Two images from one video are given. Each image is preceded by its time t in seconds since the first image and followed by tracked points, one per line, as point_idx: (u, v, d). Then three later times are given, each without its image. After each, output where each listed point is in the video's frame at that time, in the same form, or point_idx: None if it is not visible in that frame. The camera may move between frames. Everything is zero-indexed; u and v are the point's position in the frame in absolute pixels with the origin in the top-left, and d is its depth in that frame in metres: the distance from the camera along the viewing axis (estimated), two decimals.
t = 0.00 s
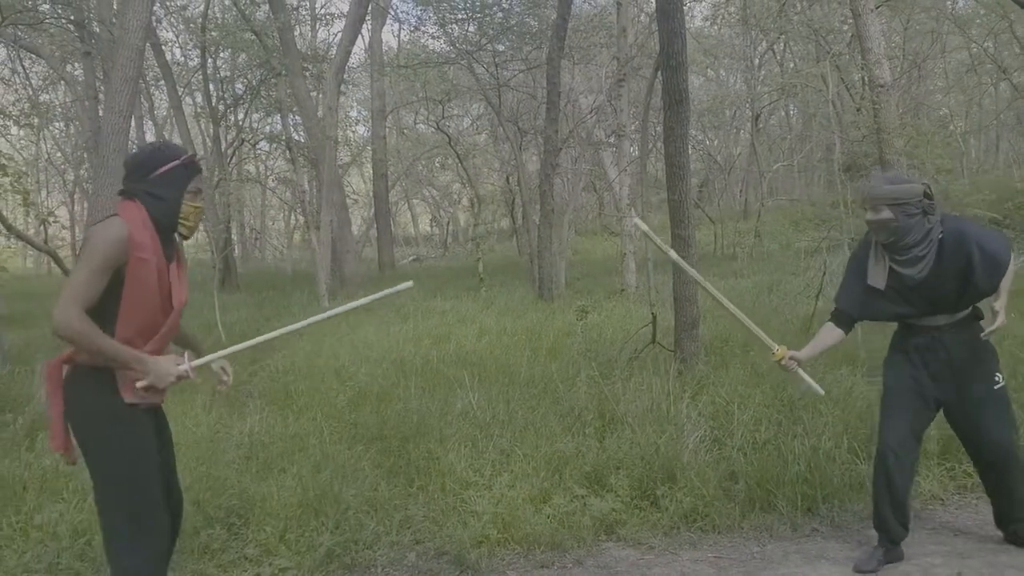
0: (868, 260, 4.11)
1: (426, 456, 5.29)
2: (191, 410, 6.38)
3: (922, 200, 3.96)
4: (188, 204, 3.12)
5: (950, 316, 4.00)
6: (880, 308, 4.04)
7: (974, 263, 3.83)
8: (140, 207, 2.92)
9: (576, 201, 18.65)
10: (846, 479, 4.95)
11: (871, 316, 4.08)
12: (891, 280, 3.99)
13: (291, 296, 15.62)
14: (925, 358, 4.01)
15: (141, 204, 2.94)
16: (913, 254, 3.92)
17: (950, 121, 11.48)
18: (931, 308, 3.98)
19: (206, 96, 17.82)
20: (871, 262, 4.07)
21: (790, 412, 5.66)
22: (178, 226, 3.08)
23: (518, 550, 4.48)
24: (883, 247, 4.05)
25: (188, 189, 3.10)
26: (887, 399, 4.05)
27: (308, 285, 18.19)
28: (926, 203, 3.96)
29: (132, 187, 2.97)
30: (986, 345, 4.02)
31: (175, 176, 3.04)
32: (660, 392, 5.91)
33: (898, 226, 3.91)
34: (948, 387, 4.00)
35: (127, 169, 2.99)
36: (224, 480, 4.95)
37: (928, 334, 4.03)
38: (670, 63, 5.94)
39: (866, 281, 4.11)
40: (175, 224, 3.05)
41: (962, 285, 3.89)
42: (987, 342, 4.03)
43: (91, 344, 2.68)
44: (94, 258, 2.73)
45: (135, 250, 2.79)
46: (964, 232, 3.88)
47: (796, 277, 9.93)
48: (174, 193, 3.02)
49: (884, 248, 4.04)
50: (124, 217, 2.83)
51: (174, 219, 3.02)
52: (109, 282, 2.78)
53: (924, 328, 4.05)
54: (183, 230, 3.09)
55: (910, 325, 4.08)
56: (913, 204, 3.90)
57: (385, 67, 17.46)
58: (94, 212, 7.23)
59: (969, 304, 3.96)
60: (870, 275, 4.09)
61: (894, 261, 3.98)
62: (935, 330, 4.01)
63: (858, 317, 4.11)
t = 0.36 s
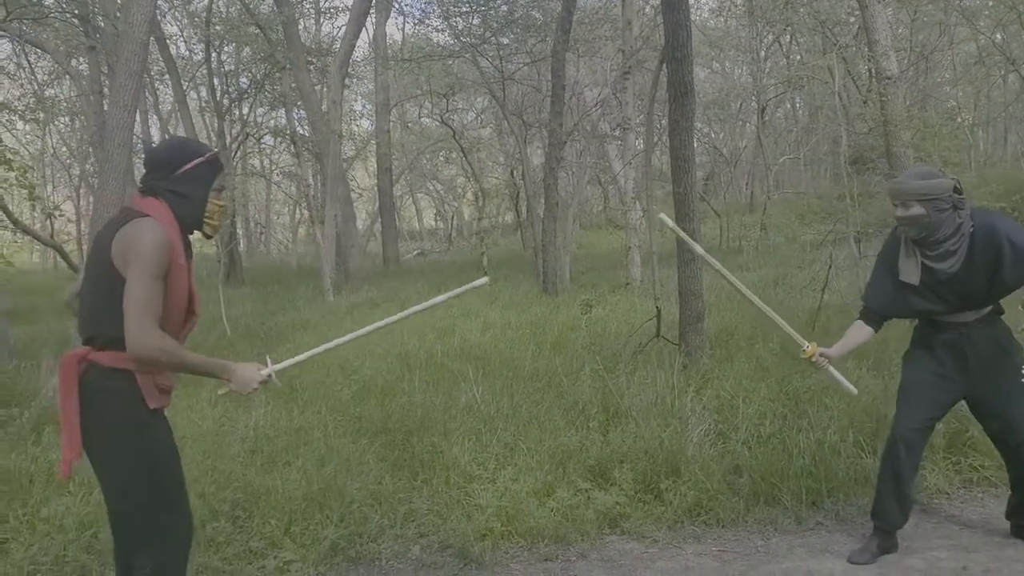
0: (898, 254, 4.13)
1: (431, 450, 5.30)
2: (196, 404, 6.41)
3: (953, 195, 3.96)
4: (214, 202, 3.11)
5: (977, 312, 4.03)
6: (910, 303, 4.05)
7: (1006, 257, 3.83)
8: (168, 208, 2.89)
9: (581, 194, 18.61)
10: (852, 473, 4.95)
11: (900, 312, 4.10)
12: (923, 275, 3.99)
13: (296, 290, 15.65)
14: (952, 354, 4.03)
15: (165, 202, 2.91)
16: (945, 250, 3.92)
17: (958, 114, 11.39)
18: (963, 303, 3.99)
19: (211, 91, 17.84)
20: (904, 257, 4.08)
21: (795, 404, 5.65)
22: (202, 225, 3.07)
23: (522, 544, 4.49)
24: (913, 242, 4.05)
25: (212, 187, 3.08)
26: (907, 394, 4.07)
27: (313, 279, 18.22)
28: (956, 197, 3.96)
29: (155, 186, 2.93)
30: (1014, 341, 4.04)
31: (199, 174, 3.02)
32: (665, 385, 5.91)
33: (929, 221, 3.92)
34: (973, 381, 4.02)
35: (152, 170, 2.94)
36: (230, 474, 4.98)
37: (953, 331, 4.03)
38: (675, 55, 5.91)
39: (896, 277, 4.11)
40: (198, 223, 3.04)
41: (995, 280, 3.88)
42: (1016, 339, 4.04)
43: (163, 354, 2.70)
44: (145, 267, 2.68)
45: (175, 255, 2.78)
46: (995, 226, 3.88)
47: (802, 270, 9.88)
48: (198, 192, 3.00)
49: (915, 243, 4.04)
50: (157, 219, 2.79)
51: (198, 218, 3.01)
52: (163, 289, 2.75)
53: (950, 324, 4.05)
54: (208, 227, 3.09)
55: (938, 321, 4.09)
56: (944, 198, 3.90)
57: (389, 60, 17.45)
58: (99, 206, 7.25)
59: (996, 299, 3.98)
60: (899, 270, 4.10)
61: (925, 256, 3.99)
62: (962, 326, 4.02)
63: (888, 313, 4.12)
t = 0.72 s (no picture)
0: (883, 247, 4.11)
1: (429, 441, 5.30)
2: (193, 396, 6.39)
3: (939, 188, 3.95)
4: (206, 188, 3.05)
5: (963, 305, 4.03)
6: (897, 297, 4.03)
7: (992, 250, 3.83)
8: (161, 196, 2.87)
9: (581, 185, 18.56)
10: (851, 463, 4.96)
11: (888, 306, 4.07)
12: (909, 268, 3.98)
13: (296, 281, 15.61)
14: (940, 346, 4.02)
15: (158, 192, 2.89)
16: (930, 244, 3.92)
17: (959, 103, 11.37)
18: (948, 297, 3.99)
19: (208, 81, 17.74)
20: (890, 250, 4.07)
21: (793, 394, 5.67)
22: (193, 213, 3.03)
23: (520, 535, 4.49)
24: (899, 236, 4.04)
25: (204, 176, 3.04)
26: (896, 386, 4.06)
27: (312, 270, 18.17)
28: (943, 190, 3.95)
29: (147, 175, 2.91)
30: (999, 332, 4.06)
31: (191, 162, 2.99)
32: (664, 376, 5.91)
33: (915, 215, 3.91)
34: (960, 370, 4.02)
35: (145, 160, 2.92)
36: (226, 466, 4.96)
37: (940, 324, 4.03)
38: (676, 43, 5.89)
39: (882, 270, 4.09)
40: (191, 212, 3.01)
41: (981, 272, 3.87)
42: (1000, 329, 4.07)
43: (168, 347, 2.69)
44: (144, 259, 2.66)
45: (172, 245, 2.76)
46: (981, 218, 3.88)
47: (802, 261, 9.87)
48: (190, 180, 2.97)
49: (902, 237, 4.02)
50: (151, 209, 2.76)
51: (189, 207, 2.98)
52: (161, 281, 2.73)
53: (937, 318, 4.05)
54: (201, 215, 3.06)
55: (925, 315, 4.08)
56: (930, 192, 3.89)
57: (391, 50, 17.38)
58: (94, 197, 7.20)
59: (981, 292, 4.00)
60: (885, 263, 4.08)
61: (911, 250, 3.98)
62: (949, 319, 4.02)
63: (874, 307, 4.09)
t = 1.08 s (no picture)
0: (862, 248, 4.11)
1: (429, 439, 5.32)
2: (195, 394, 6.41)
3: (919, 188, 3.91)
4: (198, 194, 3.08)
5: (943, 306, 4.03)
6: (877, 298, 4.04)
7: (971, 249, 3.82)
8: (153, 201, 2.90)
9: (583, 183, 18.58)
10: (852, 460, 4.96)
11: (868, 308, 4.08)
12: (888, 270, 3.99)
13: (299, 279, 15.67)
14: (923, 346, 4.03)
15: (151, 195, 2.92)
16: (910, 244, 3.90)
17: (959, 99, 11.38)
18: (927, 298, 3.99)
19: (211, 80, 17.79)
20: (870, 251, 4.06)
21: (792, 392, 5.67)
22: (185, 217, 3.05)
23: (521, 532, 4.51)
24: (879, 237, 4.02)
25: (196, 180, 3.06)
26: (881, 386, 4.06)
27: (315, 268, 18.23)
28: (923, 191, 3.92)
29: (141, 179, 2.93)
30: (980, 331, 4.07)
31: (184, 167, 3.01)
32: (664, 373, 5.91)
33: (894, 215, 3.89)
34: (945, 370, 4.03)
35: (139, 164, 2.95)
36: (227, 463, 4.97)
37: (919, 327, 4.04)
38: (675, 40, 5.90)
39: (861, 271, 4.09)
40: (182, 217, 3.04)
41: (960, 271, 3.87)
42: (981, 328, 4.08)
43: (140, 347, 2.70)
44: (127, 262, 2.68)
45: (159, 247, 2.78)
46: (961, 218, 3.86)
47: (802, 257, 9.86)
48: (182, 185, 2.99)
49: (882, 238, 4.01)
50: (143, 212, 2.79)
51: (182, 211, 3.01)
52: (143, 282, 2.75)
53: (920, 319, 4.06)
54: (193, 220, 3.08)
55: (905, 314, 4.09)
56: (909, 193, 3.86)
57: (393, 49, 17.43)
58: (96, 196, 7.23)
59: (962, 292, 3.99)
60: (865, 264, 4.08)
61: (890, 251, 3.97)
62: (929, 320, 4.03)
63: (853, 308, 4.10)
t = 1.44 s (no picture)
0: (862, 247, 4.12)
1: (426, 438, 5.31)
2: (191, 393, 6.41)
3: (918, 187, 3.92)
4: (213, 194, 3.07)
5: (946, 305, 4.04)
6: (878, 298, 4.06)
7: (971, 247, 3.84)
8: (169, 201, 2.89)
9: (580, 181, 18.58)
10: (848, 458, 4.99)
11: (870, 307, 4.09)
12: (888, 270, 4.00)
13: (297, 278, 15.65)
14: (923, 346, 4.05)
15: (167, 195, 2.92)
16: (910, 243, 3.91)
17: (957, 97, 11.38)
18: (928, 297, 4.00)
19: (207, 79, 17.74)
20: (870, 251, 4.07)
21: (789, 389, 5.69)
22: (200, 217, 3.04)
23: (517, 532, 4.52)
24: (879, 236, 4.04)
25: (211, 180, 3.06)
26: (881, 383, 4.07)
27: (311, 267, 18.19)
28: (922, 189, 3.93)
29: (157, 178, 2.93)
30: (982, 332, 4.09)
31: (199, 167, 3.01)
32: (661, 372, 5.92)
33: (894, 215, 3.90)
34: (944, 369, 4.05)
35: (155, 162, 2.95)
36: (223, 464, 4.95)
37: (923, 326, 4.05)
38: (673, 38, 5.90)
39: (862, 270, 4.11)
40: (198, 216, 3.03)
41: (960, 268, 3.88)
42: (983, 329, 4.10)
43: (163, 345, 2.70)
44: (147, 260, 2.68)
45: (177, 247, 2.78)
46: (960, 217, 3.88)
47: (801, 255, 9.87)
48: (197, 184, 2.99)
49: (881, 237, 4.03)
50: (160, 212, 2.79)
51: (198, 211, 3.01)
52: (163, 281, 2.75)
53: (921, 318, 4.07)
54: (208, 221, 3.07)
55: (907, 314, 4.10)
56: (909, 192, 3.87)
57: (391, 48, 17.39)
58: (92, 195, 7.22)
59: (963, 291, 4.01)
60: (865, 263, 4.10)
61: (890, 250, 3.98)
62: (932, 319, 4.03)
63: (855, 307, 4.12)
